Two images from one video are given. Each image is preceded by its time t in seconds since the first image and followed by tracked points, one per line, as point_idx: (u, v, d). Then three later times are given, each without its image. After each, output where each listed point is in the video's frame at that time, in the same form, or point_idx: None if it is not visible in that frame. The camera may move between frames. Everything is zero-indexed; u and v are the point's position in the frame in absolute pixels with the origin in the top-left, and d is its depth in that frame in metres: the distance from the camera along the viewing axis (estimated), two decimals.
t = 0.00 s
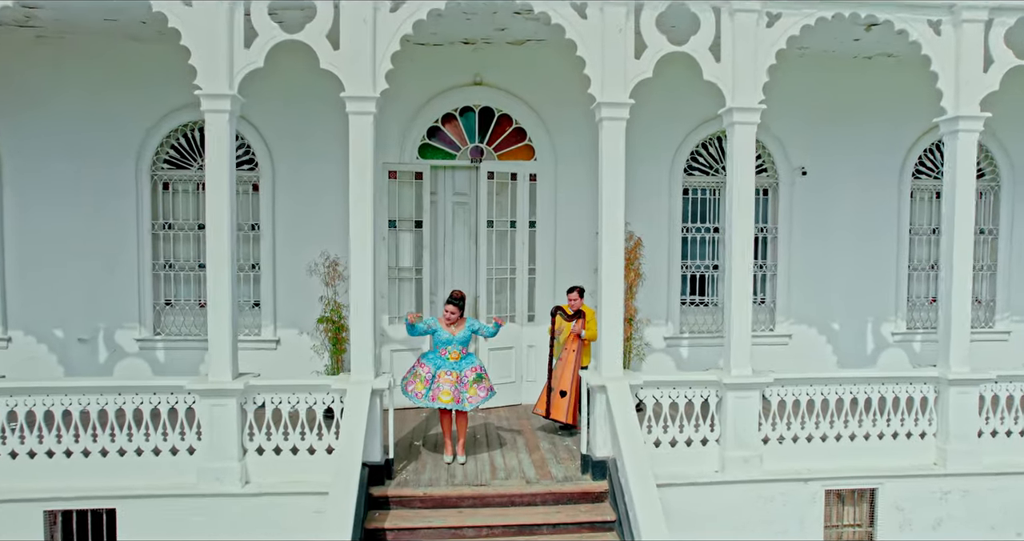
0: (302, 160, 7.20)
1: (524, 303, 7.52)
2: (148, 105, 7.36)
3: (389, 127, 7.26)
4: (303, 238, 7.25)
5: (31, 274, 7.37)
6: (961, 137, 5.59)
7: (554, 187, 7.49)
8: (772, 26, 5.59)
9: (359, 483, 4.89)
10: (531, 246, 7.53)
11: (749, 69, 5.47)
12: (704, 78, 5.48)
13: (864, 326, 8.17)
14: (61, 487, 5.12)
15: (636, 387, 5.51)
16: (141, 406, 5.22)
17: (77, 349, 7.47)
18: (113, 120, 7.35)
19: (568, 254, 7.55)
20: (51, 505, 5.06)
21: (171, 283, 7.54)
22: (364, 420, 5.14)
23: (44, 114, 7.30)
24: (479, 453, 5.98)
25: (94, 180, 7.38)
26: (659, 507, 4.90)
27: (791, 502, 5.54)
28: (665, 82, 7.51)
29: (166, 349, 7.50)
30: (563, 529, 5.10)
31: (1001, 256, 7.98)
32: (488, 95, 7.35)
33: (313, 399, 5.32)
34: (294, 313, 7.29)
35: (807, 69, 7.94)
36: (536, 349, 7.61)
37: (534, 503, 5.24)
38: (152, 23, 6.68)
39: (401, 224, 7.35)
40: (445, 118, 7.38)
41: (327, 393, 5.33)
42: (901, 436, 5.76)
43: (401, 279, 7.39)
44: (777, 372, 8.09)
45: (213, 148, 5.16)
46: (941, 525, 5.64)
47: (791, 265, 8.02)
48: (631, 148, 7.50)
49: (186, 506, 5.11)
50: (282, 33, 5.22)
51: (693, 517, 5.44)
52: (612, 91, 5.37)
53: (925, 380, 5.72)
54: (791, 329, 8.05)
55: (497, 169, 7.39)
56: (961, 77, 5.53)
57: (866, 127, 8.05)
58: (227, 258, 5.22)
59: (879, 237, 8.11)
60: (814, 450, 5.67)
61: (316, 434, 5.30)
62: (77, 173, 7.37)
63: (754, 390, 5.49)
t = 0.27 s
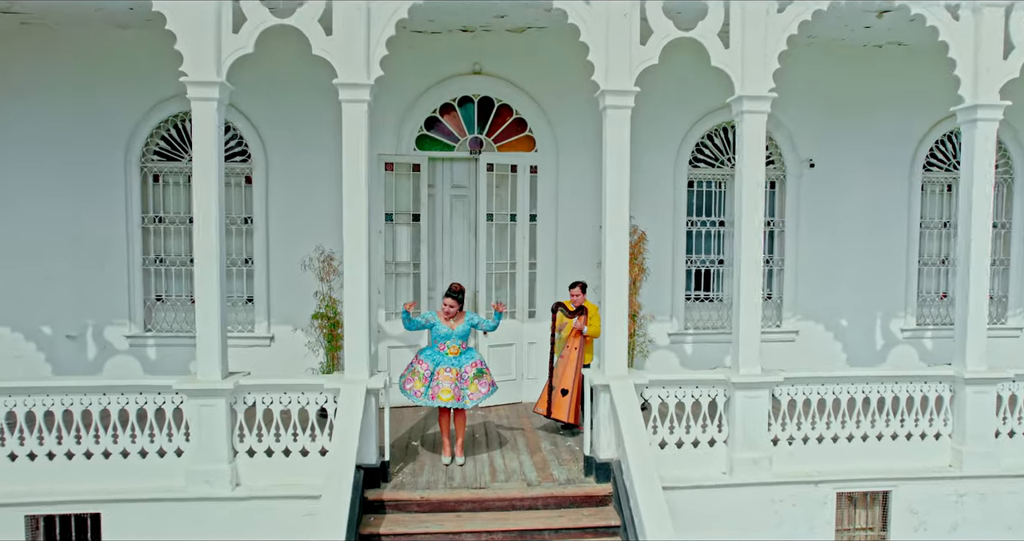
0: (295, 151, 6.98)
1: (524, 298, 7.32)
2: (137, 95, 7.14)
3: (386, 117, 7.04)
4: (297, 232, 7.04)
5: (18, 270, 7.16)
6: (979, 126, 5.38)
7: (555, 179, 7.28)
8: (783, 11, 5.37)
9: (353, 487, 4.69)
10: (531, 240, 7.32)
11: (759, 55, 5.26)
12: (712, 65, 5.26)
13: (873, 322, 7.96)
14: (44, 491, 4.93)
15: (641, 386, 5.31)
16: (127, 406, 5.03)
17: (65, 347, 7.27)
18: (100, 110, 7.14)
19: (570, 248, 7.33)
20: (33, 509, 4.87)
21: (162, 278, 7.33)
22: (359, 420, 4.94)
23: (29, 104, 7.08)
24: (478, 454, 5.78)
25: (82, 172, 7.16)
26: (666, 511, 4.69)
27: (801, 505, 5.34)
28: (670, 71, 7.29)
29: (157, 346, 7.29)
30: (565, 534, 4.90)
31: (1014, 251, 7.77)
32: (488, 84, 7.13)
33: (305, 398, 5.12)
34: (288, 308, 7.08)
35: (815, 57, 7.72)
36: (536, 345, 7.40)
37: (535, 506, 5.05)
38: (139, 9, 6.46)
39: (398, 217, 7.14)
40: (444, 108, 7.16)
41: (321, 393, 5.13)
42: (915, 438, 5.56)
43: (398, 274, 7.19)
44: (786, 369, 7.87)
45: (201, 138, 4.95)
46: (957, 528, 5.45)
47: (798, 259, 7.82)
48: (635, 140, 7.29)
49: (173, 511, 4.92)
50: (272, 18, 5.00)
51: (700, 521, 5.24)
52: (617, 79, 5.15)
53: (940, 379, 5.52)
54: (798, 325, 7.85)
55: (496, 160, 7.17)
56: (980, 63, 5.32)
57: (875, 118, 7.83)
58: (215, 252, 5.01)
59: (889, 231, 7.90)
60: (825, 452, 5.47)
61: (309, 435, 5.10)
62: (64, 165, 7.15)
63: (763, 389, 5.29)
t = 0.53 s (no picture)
0: (289, 142, 6.77)
1: (527, 294, 7.11)
2: (125, 85, 6.92)
3: (383, 108, 6.82)
4: (291, 226, 6.83)
5: (4, 265, 6.95)
6: (1001, 115, 5.16)
7: (558, 171, 7.06)
8: None
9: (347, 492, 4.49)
10: (533, 234, 7.11)
11: (771, 41, 5.04)
12: (723, 51, 5.04)
13: (883, 318, 7.77)
14: (26, 495, 4.74)
15: (648, 386, 5.11)
16: (113, 407, 4.83)
17: (54, 344, 7.06)
18: (87, 101, 6.92)
19: (572, 242, 7.12)
20: (15, 515, 4.68)
21: (153, 273, 7.12)
22: (354, 422, 4.75)
23: (14, 94, 6.85)
24: (479, 455, 5.59)
25: (69, 164, 6.95)
26: (675, 517, 4.49)
27: (813, 509, 5.15)
28: (676, 60, 7.06)
29: (148, 342, 7.08)
30: None
31: None
32: (488, 74, 6.90)
33: (299, 399, 4.92)
34: (283, 305, 6.88)
35: (825, 46, 7.48)
36: (538, 342, 7.19)
37: (537, 511, 4.86)
38: None
39: (396, 210, 6.93)
40: (442, 98, 6.93)
41: (315, 393, 4.93)
42: (931, 440, 5.36)
43: (396, 269, 6.98)
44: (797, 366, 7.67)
45: (189, 127, 4.74)
46: (975, 533, 5.25)
47: (807, 253, 7.61)
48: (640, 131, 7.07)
49: (161, 516, 4.72)
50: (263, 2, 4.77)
51: (709, 526, 5.05)
52: (623, 66, 4.93)
53: (958, 378, 5.32)
54: (806, 322, 7.65)
55: (497, 152, 6.97)
56: (1003, 49, 5.10)
57: (887, 109, 7.61)
58: (204, 247, 4.81)
59: (900, 224, 7.69)
60: (839, 454, 5.28)
61: (303, 437, 4.91)
62: (51, 157, 6.93)
63: (775, 389, 5.09)
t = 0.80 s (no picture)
0: (283, 133, 6.55)
1: (529, 290, 6.91)
2: (114, 75, 6.69)
3: (380, 98, 6.59)
4: (285, 220, 6.61)
5: None
6: None
7: (562, 163, 6.84)
8: None
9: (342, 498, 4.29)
10: (535, 228, 6.90)
11: (786, 26, 4.81)
12: (735, 37, 4.82)
13: (895, 315, 7.56)
14: (7, 502, 4.54)
15: (657, 387, 4.90)
16: (97, 410, 4.62)
17: (41, 342, 6.85)
18: (75, 92, 6.69)
19: (576, 237, 6.91)
20: None
21: (143, 269, 6.90)
22: (350, 425, 4.54)
23: None
24: (480, 458, 5.39)
25: (56, 156, 6.72)
26: (686, 524, 4.29)
27: (828, 514, 4.95)
28: (682, 48, 6.83)
29: (139, 340, 6.88)
30: None
31: None
32: (489, 63, 6.67)
33: (292, 401, 4.72)
34: (278, 301, 6.67)
35: (836, 35, 7.25)
36: (541, 339, 6.99)
37: (541, 518, 4.66)
38: None
39: (394, 204, 6.71)
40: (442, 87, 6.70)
41: (309, 394, 4.73)
42: (950, 443, 5.16)
43: (394, 264, 6.77)
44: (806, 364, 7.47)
45: (175, 117, 4.51)
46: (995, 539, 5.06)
47: (817, 246, 7.39)
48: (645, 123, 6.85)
49: (148, 523, 4.52)
50: None
51: (720, 532, 4.86)
52: (631, 52, 4.71)
53: (978, 379, 5.11)
54: (815, 319, 7.44)
55: (498, 143, 6.75)
56: None
57: (899, 101, 7.39)
58: (192, 243, 4.59)
59: (912, 217, 7.48)
60: (854, 457, 5.08)
61: (296, 440, 4.70)
62: (38, 149, 6.71)
63: (788, 390, 4.89)
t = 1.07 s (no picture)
0: (276, 126, 6.32)
1: (530, 287, 6.69)
2: (101, 66, 6.45)
3: (376, 90, 6.35)
4: (279, 215, 6.39)
5: None
6: None
7: (564, 156, 6.61)
8: None
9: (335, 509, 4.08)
10: (537, 223, 6.67)
11: (802, 11, 4.58)
12: (749, 23, 4.59)
13: (907, 312, 7.34)
14: None
15: (665, 390, 4.69)
16: (79, 415, 4.40)
17: (28, 341, 6.63)
18: (60, 83, 6.45)
19: (578, 232, 6.68)
20: None
21: (133, 266, 6.69)
22: (343, 431, 4.32)
23: None
24: (480, 463, 5.18)
25: (42, 149, 6.49)
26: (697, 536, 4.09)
27: (843, 522, 4.75)
28: (689, 38, 6.60)
29: (128, 339, 6.66)
30: None
31: None
32: (489, 53, 6.44)
33: (283, 405, 4.50)
34: (271, 299, 6.45)
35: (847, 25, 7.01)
36: (543, 338, 6.77)
37: (544, 527, 4.45)
38: None
39: (392, 198, 6.49)
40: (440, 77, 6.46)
41: (301, 399, 4.51)
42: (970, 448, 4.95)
43: (391, 261, 6.54)
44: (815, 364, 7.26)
45: (158, 107, 4.28)
46: None
47: (827, 241, 7.18)
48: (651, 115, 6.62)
49: (133, 533, 4.31)
50: None
51: None
52: (639, 39, 4.48)
53: (1000, 381, 4.90)
54: (825, 317, 7.23)
55: (498, 135, 6.52)
56: None
57: (912, 92, 7.15)
58: (177, 239, 4.37)
59: (925, 212, 7.26)
60: (870, 463, 4.87)
61: (288, 445, 4.49)
62: (22, 143, 6.48)
63: (802, 393, 4.67)
